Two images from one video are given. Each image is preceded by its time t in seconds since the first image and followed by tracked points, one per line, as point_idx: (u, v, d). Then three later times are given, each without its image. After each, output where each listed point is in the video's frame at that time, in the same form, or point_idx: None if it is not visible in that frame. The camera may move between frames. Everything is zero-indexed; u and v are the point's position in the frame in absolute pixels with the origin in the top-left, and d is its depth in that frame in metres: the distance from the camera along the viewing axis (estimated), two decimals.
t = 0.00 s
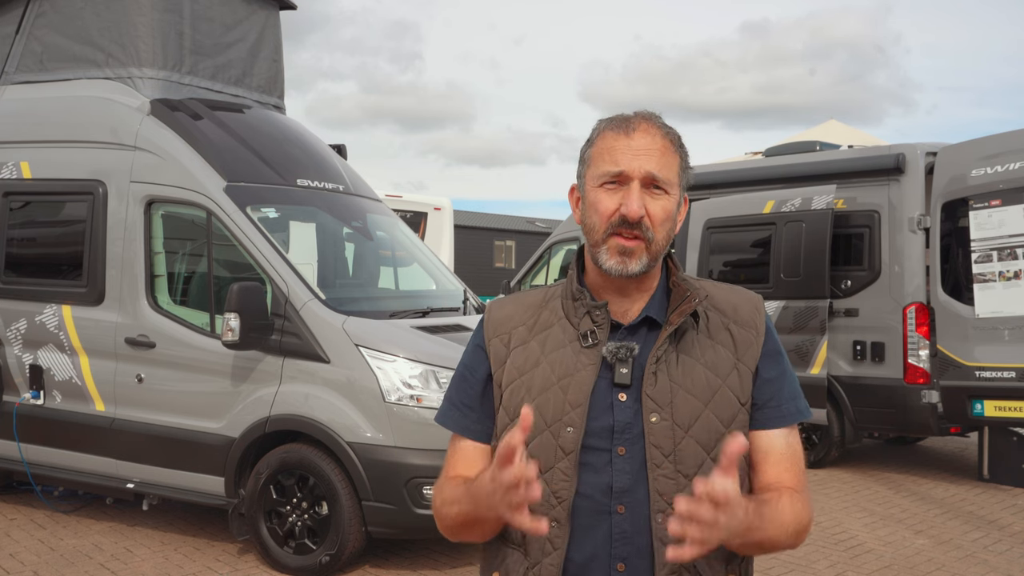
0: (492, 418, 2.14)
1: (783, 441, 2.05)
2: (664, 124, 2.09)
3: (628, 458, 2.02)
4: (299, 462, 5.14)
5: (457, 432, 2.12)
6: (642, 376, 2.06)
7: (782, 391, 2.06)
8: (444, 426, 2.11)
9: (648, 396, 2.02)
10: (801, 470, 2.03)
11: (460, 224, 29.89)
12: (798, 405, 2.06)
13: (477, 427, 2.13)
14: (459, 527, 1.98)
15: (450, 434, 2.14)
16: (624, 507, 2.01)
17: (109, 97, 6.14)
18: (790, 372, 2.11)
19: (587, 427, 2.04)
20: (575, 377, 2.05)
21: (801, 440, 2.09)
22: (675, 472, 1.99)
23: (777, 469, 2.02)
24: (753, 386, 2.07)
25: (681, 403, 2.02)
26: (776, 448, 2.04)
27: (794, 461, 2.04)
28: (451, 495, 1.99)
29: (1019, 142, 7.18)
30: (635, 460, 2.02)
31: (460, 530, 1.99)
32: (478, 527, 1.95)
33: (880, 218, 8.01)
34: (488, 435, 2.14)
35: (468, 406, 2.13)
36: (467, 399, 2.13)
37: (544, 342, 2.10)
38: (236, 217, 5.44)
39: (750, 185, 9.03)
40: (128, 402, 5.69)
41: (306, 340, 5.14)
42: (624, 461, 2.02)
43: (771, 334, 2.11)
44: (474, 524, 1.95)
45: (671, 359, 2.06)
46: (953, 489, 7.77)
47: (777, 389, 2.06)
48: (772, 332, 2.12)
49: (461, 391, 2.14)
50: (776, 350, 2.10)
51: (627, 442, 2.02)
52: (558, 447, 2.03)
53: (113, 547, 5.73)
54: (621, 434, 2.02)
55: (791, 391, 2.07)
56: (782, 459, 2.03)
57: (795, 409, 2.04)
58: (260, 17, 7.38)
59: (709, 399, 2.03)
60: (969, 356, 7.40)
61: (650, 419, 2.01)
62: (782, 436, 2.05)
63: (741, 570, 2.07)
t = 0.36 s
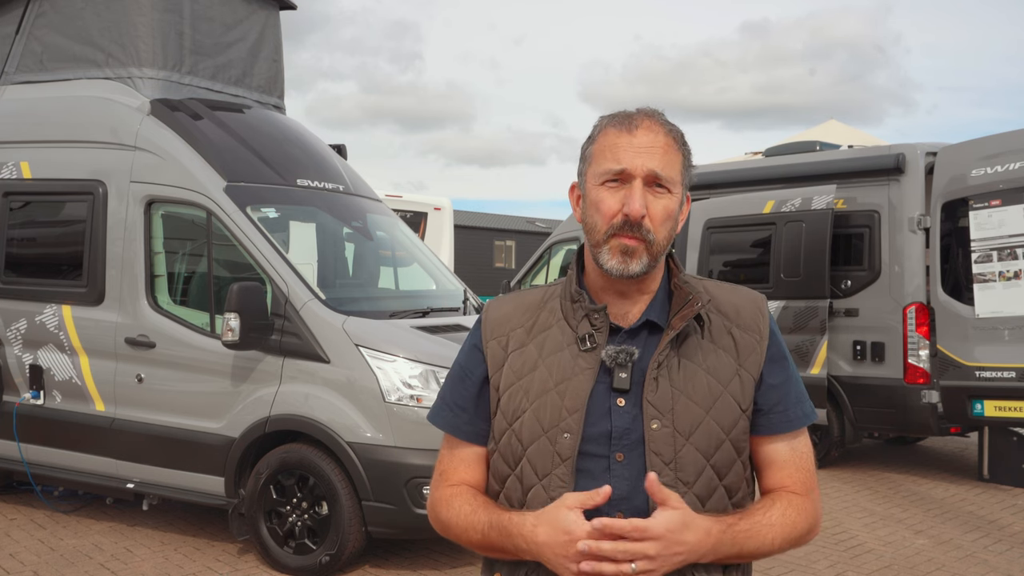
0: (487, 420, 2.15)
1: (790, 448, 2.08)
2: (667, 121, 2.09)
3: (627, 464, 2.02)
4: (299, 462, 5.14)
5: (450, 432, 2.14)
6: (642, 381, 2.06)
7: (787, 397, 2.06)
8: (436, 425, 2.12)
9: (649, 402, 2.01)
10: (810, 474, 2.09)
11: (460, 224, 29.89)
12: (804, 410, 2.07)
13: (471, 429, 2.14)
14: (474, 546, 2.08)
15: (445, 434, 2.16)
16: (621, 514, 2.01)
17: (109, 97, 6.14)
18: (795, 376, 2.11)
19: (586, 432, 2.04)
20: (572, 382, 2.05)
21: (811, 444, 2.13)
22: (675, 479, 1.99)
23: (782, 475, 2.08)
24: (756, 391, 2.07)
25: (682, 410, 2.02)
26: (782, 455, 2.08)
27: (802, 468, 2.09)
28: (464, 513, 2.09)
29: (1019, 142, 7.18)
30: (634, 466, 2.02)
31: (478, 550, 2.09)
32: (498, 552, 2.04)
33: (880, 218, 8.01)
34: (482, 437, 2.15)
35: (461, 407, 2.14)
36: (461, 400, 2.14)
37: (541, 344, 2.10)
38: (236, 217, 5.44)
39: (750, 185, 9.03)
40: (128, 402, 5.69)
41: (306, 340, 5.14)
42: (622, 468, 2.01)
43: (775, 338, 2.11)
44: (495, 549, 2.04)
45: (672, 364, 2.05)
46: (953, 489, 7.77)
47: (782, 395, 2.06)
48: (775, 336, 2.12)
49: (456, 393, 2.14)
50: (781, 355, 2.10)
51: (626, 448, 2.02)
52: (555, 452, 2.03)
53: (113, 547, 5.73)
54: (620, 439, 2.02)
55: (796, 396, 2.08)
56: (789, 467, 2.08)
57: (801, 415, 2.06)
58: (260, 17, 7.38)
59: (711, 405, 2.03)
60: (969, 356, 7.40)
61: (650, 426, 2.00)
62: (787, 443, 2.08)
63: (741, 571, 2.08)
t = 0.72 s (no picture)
0: (482, 421, 2.16)
1: (789, 450, 2.08)
2: (666, 123, 2.09)
3: (625, 468, 2.02)
4: (299, 462, 5.14)
5: (445, 432, 2.14)
6: (641, 385, 2.06)
7: (787, 399, 2.06)
8: (431, 426, 2.13)
9: (647, 406, 2.02)
10: (811, 473, 2.10)
11: (460, 224, 29.89)
12: (804, 410, 2.07)
13: (466, 430, 2.15)
14: (474, 547, 2.08)
15: (440, 434, 2.16)
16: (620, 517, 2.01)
17: (109, 97, 6.14)
18: (795, 376, 2.11)
19: (584, 436, 2.04)
20: (570, 385, 2.05)
21: (811, 444, 2.13)
22: (673, 483, 2.00)
23: (782, 476, 2.08)
24: (755, 393, 2.07)
25: (680, 414, 2.02)
26: (782, 456, 2.08)
27: (802, 469, 2.09)
28: (462, 513, 2.09)
29: (1019, 142, 7.18)
30: (632, 470, 2.02)
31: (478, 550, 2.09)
32: (498, 553, 2.04)
33: (881, 218, 8.01)
34: (477, 438, 2.16)
35: (456, 408, 2.14)
36: (456, 401, 2.14)
37: (539, 346, 2.10)
38: (236, 217, 5.44)
39: (750, 185, 9.03)
40: (128, 402, 5.69)
41: (306, 340, 5.14)
42: (620, 472, 2.02)
43: (775, 340, 2.11)
44: (496, 550, 2.04)
45: (671, 368, 2.05)
46: (953, 489, 7.77)
47: (782, 397, 2.06)
48: (774, 337, 2.12)
49: (452, 393, 2.14)
50: (780, 356, 2.10)
51: (624, 452, 2.02)
52: (553, 457, 2.03)
53: (113, 547, 5.73)
54: (618, 444, 2.02)
55: (796, 397, 2.08)
56: (789, 468, 2.08)
57: (801, 416, 2.06)
58: (260, 17, 7.38)
59: (710, 409, 2.03)
60: (969, 356, 7.40)
61: (648, 430, 2.01)
62: (786, 444, 2.09)
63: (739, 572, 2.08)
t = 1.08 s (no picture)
0: (481, 418, 2.16)
1: (783, 447, 2.09)
2: (666, 120, 2.10)
3: (622, 462, 2.02)
4: (299, 462, 5.14)
5: (444, 430, 2.15)
6: (637, 380, 2.05)
7: (781, 396, 2.06)
8: (430, 423, 2.13)
9: (642, 400, 2.02)
10: (803, 473, 2.09)
11: (460, 224, 29.89)
12: (798, 408, 2.07)
13: (465, 427, 2.15)
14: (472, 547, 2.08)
15: (439, 432, 2.16)
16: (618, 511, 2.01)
17: (109, 97, 6.14)
18: (789, 374, 2.11)
19: (580, 430, 2.04)
20: (568, 379, 2.05)
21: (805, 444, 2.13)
22: (668, 476, 1.99)
23: (776, 475, 2.08)
24: (750, 389, 2.07)
25: (675, 408, 2.02)
26: (776, 455, 2.08)
27: (796, 468, 2.09)
28: (462, 513, 2.08)
29: (1019, 142, 7.18)
30: (628, 464, 2.01)
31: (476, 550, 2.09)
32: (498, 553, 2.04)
33: (881, 218, 8.01)
34: (476, 435, 2.16)
35: (456, 405, 2.14)
36: (455, 398, 2.14)
37: (537, 342, 2.11)
38: (236, 217, 5.44)
39: (750, 185, 9.03)
40: (128, 402, 5.69)
41: (306, 340, 5.14)
42: (617, 466, 2.01)
43: (770, 337, 2.11)
44: (495, 550, 2.04)
45: (666, 362, 2.05)
46: (953, 489, 7.77)
47: (777, 393, 2.06)
48: (769, 335, 2.12)
49: (450, 390, 2.14)
50: (776, 354, 2.10)
51: (620, 446, 2.02)
52: (551, 450, 2.02)
53: (113, 547, 5.73)
54: (614, 437, 2.02)
55: (790, 394, 2.08)
56: (783, 466, 2.08)
57: (795, 413, 2.06)
58: (260, 17, 7.38)
59: (705, 403, 2.03)
60: (969, 356, 7.40)
61: (644, 424, 2.00)
62: (780, 442, 2.09)
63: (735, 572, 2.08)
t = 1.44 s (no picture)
0: (484, 414, 2.14)
1: (781, 439, 2.07)
2: (679, 127, 2.11)
3: (625, 452, 2.02)
4: (299, 462, 5.14)
5: (447, 426, 2.12)
6: (639, 372, 2.06)
7: (777, 392, 2.06)
8: (433, 419, 2.11)
9: (645, 391, 2.02)
10: (800, 466, 2.07)
11: (460, 224, 29.90)
12: (792, 406, 2.06)
13: (468, 422, 2.13)
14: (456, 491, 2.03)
15: (441, 428, 2.14)
16: (621, 502, 2.01)
17: (109, 97, 6.14)
18: (785, 374, 2.11)
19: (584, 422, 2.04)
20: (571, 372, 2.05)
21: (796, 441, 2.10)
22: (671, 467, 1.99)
23: (775, 464, 2.05)
24: (748, 384, 2.07)
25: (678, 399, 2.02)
26: (774, 447, 2.06)
27: (793, 460, 2.06)
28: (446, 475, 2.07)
29: (1019, 142, 7.18)
30: (632, 455, 2.02)
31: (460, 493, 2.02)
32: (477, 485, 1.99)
33: (881, 218, 8.01)
34: (478, 430, 2.14)
35: (459, 401, 2.12)
36: (458, 394, 2.13)
37: (539, 338, 2.11)
38: (236, 217, 5.44)
39: (750, 185, 9.03)
40: (128, 402, 5.69)
41: (306, 340, 5.14)
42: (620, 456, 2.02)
43: (765, 335, 2.12)
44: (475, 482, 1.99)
45: (667, 355, 2.06)
46: (953, 489, 7.77)
47: (772, 389, 2.06)
48: (765, 333, 2.13)
49: (452, 386, 2.13)
50: (771, 352, 2.11)
51: (624, 436, 2.03)
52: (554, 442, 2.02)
53: (113, 547, 5.73)
54: (618, 428, 2.03)
55: (784, 393, 2.07)
56: (779, 456, 2.05)
57: (790, 410, 2.05)
58: (260, 17, 7.38)
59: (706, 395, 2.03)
60: (969, 356, 7.40)
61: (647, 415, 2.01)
62: (778, 433, 2.07)
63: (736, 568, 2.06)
